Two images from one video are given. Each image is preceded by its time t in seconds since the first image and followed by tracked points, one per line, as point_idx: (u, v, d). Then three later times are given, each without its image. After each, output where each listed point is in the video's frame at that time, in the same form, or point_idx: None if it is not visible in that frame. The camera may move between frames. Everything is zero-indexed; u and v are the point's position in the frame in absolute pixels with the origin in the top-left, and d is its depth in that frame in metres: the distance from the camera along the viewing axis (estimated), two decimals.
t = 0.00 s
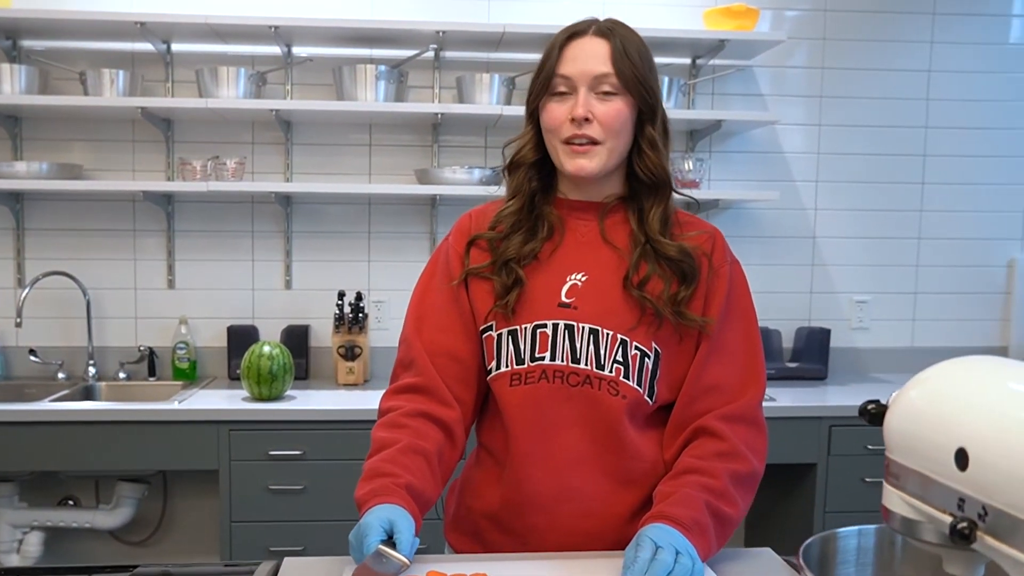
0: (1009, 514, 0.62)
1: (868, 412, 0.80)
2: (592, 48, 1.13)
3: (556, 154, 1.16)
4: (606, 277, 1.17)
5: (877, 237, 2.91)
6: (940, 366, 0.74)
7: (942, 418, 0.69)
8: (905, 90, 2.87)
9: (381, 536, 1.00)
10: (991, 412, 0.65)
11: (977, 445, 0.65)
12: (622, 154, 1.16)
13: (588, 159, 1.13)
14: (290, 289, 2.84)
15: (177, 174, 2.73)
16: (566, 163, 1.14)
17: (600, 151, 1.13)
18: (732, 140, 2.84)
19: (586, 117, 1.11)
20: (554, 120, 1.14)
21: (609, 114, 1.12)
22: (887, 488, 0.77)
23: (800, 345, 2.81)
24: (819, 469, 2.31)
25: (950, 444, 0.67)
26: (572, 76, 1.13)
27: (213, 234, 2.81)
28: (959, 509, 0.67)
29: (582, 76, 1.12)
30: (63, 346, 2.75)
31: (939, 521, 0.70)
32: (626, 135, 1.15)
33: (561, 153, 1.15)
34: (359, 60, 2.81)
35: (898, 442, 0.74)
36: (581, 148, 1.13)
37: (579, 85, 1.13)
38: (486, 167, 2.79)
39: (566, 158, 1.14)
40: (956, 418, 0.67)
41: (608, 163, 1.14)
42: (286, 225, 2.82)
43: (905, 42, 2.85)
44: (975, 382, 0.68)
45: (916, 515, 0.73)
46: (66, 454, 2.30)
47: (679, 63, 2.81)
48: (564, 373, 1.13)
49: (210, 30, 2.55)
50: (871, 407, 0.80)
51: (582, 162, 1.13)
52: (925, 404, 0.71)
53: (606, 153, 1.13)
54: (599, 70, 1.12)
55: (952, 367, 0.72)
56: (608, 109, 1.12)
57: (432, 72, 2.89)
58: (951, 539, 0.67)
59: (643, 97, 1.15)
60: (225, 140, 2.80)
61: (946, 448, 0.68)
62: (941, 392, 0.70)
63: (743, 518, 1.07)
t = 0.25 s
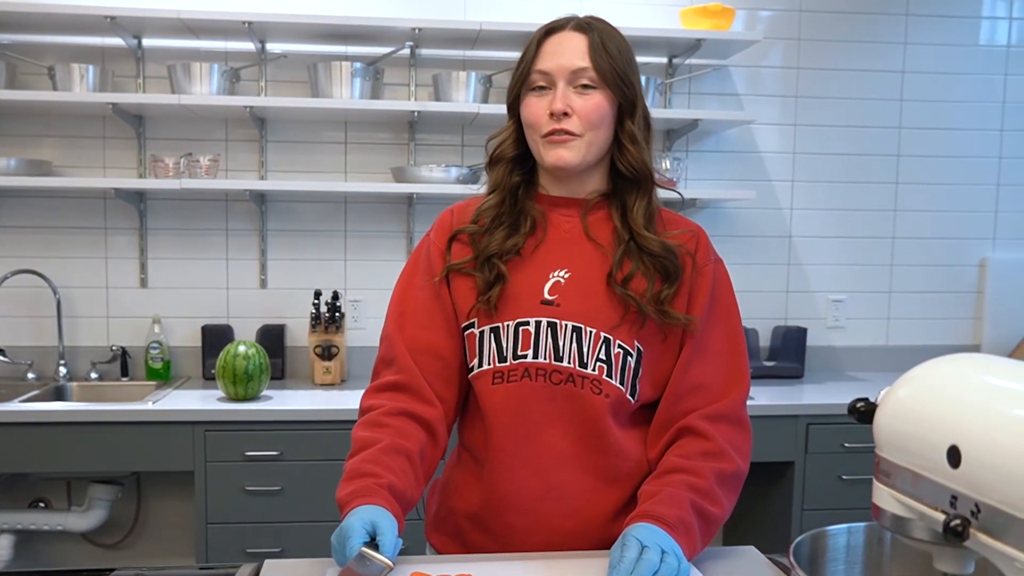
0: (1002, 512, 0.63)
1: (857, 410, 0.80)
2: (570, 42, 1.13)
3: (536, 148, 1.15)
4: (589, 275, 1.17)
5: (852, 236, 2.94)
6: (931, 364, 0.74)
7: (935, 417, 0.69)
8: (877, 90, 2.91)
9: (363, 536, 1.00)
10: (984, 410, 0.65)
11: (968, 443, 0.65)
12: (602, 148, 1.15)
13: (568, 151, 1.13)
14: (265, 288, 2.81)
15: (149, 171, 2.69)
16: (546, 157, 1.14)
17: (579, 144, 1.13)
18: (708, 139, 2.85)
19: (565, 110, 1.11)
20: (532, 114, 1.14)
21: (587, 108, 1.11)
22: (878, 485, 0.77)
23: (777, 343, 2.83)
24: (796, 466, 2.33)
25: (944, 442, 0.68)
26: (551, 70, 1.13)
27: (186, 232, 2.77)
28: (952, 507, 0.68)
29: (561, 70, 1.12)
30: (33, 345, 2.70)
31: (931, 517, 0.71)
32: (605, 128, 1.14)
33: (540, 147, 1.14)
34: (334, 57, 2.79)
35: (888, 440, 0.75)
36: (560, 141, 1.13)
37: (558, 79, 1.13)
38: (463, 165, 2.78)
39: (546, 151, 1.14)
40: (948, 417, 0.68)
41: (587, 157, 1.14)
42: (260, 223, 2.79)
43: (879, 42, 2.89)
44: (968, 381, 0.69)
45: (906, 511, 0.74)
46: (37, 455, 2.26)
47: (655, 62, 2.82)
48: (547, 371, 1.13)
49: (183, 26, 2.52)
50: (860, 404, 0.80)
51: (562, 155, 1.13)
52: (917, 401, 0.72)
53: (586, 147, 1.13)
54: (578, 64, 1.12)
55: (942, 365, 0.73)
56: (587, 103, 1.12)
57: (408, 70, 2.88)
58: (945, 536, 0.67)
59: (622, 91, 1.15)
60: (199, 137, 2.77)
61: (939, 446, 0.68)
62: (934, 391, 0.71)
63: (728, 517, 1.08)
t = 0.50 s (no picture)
0: (993, 508, 0.63)
1: (847, 407, 0.81)
2: (555, 38, 1.13)
3: (518, 144, 1.15)
4: (572, 273, 1.17)
5: (827, 234, 2.97)
6: (922, 361, 0.75)
7: (926, 413, 0.70)
8: (851, 90, 2.94)
9: (345, 537, 0.99)
10: (976, 406, 0.65)
11: (961, 439, 0.66)
12: (585, 146, 1.15)
13: (551, 150, 1.13)
14: (240, 287, 2.78)
15: (121, 168, 2.65)
16: (529, 155, 1.14)
17: (563, 142, 1.13)
18: (685, 137, 2.87)
19: (548, 107, 1.11)
20: (515, 110, 1.13)
21: (571, 105, 1.11)
22: (868, 482, 0.78)
23: (754, 341, 2.86)
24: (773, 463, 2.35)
25: (936, 439, 0.68)
26: (535, 66, 1.12)
27: (160, 230, 2.74)
28: (944, 504, 0.68)
29: (545, 67, 1.12)
30: (2, 346, 2.66)
31: (922, 515, 0.71)
32: (588, 126, 1.14)
33: (523, 144, 1.14)
34: (309, 53, 2.77)
35: (879, 436, 0.75)
36: (544, 140, 1.13)
37: (541, 75, 1.12)
38: (440, 163, 2.77)
39: (529, 151, 1.14)
40: (940, 413, 0.68)
41: (570, 155, 1.14)
42: (235, 221, 2.76)
43: (853, 42, 2.92)
44: (960, 378, 0.69)
45: (897, 509, 0.75)
46: (7, 457, 2.22)
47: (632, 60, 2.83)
48: (530, 370, 1.13)
49: (155, 21, 2.49)
50: (849, 402, 0.80)
51: (545, 155, 1.13)
52: (908, 398, 0.72)
53: (569, 144, 1.13)
54: (562, 60, 1.12)
55: (934, 363, 0.74)
56: (570, 100, 1.11)
57: (384, 67, 2.86)
58: (938, 533, 0.68)
59: (606, 89, 1.15)
60: (172, 134, 2.73)
61: (931, 443, 0.69)
62: (925, 388, 0.71)
63: (711, 515, 1.09)
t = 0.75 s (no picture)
0: (983, 505, 0.64)
1: (835, 405, 0.81)
2: (541, 36, 1.13)
3: (499, 140, 1.14)
4: (555, 272, 1.17)
5: (804, 233, 3.00)
6: (911, 359, 0.75)
7: (917, 411, 0.70)
8: (828, 89, 2.96)
9: (329, 538, 0.98)
10: (967, 403, 0.66)
11: (952, 436, 0.66)
12: (568, 144, 1.15)
13: (533, 144, 1.12)
14: (216, 286, 2.75)
15: (93, 165, 2.61)
16: (509, 146, 1.13)
17: (545, 139, 1.12)
18: (663, 136, 2.88)
19: (532, 104, 1.10)
20: (499, 105, 1.13)
21: (556, 103, 1.11)
22: (857, 480, 0.78)
23: (732, 340, 2.87)
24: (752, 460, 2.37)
25: (927, 436, 0.69)
26: (520, 63, 1.12)
27: (134, 229, 2.70)
28: (936, 501, 0.69)
29: (530, 63, 1.12)
30: None
31: (913, 512, 0.72)
32: (572, 125, 1.14)
33: (504, 139, 1.13)
34: (286, 50, 2.74)
35: (869, 434, 0.76)
36: (525, 134, 1.12)
37: (526, 72, 1.12)
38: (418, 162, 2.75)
39: (509, 143, 1.13)
40: (931, 411, 0.69)
41: (552, 152, 1.13)
42: (210, 219, 2.72)
43: (830, 42, 2.95)
44: (950, 375, 0.70)
45: (888, 506, 0.75)
46: None
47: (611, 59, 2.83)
48: (512, 369, 1.12)
49: (128, 17, 2.45)
50: (839, 399, 0.81)
51: (526, 148, 1.12)
52: (898, 396, 0.73)
53: (551, 142, 1.13)
54: (547, 58, 1.12)
55: (923, 360, 0.74)
56: (555, 98, 1.11)
57: (362, 64, 2.84)
58: (931, 530, 0.68)
59: (591, 88, 1.15)
60: (145, 131, 2.70)
61: (923, 441, 0.69)
62: (916, 385, 0.72)
63: (695, 514, 1.09)
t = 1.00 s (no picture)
0: (973, 502, 0.65)
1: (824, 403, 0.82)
2: (525, 33, 1.12)
3: (483, 135, 1.14)
4: (539, 271, 1.17)
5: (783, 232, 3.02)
6: (899, 358, 0.76)
7: (907, 410, 0.71)
8: (806, 89, 2.99)
9: (313, 539, 0.97)
10: (957, 402, 0.67)
11: (942, 434, 0.67)
12: (552, 142, 1.15)
13: (516, 141, 1.12)
14: (194, 285, 2.72)
15: (68, 163, 2.58)
16: (493, 144, 1.12)
17: (528, 135, 1.12)
18: (643, 135, 2.89)
19: (516, 100, 1.10)
20: (482, 102, 1.12)
21: (539, 100, 1.11)
22: (847, 478, 0.79)
23: (712, 338, 2.89)
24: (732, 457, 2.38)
25: (917, 435, 0.70)
26: (504, 59, 1.12)
27: (110, 227, 2.67)
28: (927, 498, 0.70)
29: (514, 60, 1.12)
30: None
31: (903, 509, 0.73)
32: (556, 122, 1.14)
33: (487, 135, 1.13)
34: (265, 47, 2.72)
35: (858, 432, 0.77)
36: (509, 130, 1.12)
37: (510, 69, 1.12)
38: (398, 160, 2.74)
39: (493, 140, 1.12)
40: (921, 410, 0.70)
41: (536, 149, 1.13)
42: (187, 218, 2.70)
43: (808, 42, 2.97)
44: (939, 374, 0.71)
45: (877, 504, 0.76)
46: None
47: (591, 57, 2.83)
48: (496, 369, 1.12)
49: (104, 13, 2.42)
50: (827, 398, 0.81)
51: (510, 145, 1.12)
52: (888, 395, 0.74)
53: (534, 138, 1.12)
54: (532, 55, 1.12)
55: (912, 359, 0.75)
56: (538, 95, 1.11)
57: (341, 62, 2.82)
58: (923, 528, 0.69)
59: (575, 86, 1.15)
60: (121, 128, 2.67)
61: (913, 439, 0.70)
62: (905, 384, 0.73)
63: (680, 512, 1.10)
